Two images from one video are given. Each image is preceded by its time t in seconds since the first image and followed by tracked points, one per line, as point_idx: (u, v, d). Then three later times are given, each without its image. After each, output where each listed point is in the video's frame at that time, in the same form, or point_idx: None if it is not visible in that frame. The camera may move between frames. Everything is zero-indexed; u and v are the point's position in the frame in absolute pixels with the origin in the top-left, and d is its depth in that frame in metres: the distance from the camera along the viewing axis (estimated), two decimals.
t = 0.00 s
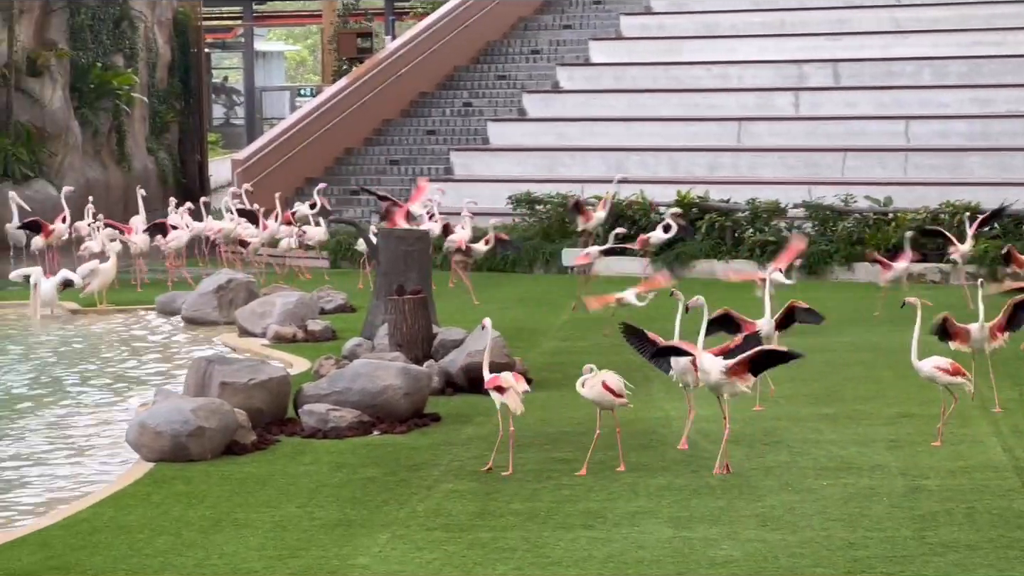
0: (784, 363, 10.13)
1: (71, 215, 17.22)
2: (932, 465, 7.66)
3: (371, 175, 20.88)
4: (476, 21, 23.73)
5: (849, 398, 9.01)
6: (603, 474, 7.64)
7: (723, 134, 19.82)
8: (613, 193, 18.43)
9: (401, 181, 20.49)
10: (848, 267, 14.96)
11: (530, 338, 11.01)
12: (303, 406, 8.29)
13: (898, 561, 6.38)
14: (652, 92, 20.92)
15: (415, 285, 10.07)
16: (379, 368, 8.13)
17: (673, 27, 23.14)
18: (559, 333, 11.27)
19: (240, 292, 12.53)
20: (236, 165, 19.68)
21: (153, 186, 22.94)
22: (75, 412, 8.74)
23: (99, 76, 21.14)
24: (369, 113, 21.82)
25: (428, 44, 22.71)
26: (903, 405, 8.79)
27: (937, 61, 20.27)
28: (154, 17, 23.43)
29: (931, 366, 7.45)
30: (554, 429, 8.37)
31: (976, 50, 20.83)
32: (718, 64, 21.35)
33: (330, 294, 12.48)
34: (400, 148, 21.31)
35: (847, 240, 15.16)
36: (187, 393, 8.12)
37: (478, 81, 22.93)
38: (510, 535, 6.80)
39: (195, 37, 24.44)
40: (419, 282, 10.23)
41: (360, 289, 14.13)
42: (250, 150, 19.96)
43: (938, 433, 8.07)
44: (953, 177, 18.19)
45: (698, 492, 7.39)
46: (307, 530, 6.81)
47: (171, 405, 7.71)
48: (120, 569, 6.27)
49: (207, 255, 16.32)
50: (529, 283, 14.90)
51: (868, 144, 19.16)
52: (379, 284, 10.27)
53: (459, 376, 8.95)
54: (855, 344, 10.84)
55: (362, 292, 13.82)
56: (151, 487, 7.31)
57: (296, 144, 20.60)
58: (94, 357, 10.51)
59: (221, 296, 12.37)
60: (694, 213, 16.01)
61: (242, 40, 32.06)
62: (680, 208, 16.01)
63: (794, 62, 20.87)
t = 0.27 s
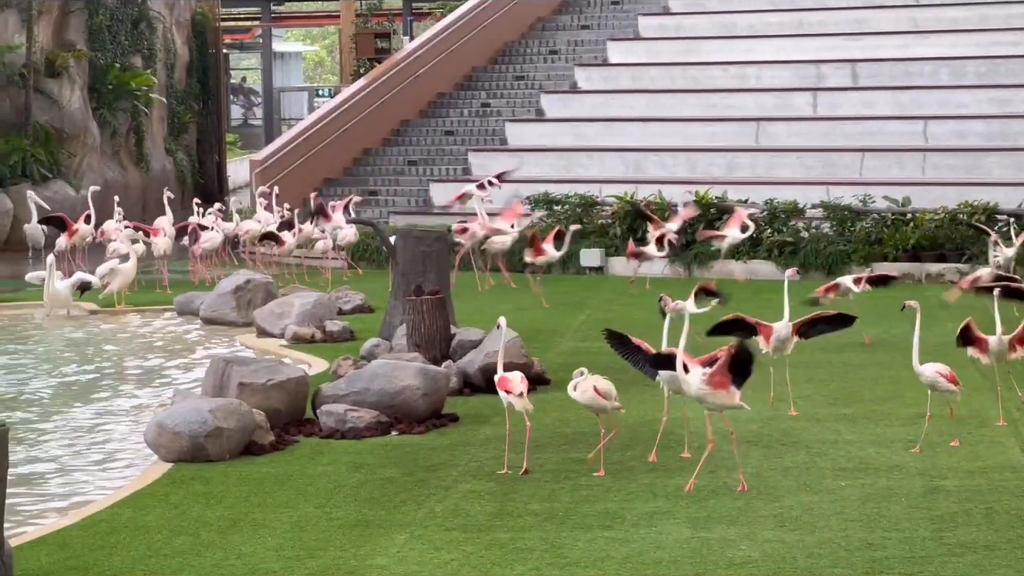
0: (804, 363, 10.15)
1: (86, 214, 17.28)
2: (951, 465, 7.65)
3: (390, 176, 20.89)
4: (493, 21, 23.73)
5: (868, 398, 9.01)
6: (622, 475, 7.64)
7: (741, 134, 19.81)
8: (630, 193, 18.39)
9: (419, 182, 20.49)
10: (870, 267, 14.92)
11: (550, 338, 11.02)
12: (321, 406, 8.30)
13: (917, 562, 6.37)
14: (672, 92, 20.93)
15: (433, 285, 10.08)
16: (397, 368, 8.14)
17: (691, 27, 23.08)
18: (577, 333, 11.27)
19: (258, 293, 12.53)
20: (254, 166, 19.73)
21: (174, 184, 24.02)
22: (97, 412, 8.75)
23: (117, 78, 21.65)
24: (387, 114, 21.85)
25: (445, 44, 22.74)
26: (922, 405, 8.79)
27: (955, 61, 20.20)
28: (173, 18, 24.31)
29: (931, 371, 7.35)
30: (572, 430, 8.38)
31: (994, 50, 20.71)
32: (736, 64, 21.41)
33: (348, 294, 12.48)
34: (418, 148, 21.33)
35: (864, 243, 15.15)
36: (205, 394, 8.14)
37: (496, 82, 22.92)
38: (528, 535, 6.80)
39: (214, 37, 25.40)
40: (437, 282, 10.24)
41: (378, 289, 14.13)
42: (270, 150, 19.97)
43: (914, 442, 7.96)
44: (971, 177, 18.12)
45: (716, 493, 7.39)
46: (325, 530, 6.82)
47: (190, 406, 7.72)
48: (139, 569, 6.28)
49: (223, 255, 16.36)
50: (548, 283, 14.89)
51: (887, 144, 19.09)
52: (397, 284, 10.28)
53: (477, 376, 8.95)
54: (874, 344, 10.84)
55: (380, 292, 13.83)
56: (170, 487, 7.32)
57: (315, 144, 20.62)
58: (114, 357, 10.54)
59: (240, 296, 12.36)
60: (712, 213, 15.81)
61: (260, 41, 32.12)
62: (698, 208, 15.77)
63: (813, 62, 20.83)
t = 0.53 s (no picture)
0: (816, 362, 10.16)
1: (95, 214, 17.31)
2: (960, 465, 7.66)
3: (400, 176, 20.89)
4: (503, 21, 23.75)
5: (878, 399, 9.01)
6: (632, 475, 7.64)
7: (751, 133, 19.80)
8: (639, 193, 18.40)
9: (430, 183, 20.48)
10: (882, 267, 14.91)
11: (561, 338, 11.03)
12: (331, 407, 8.31)
13: (926, 562, 6.37)
14: (680, 93, 20.92)
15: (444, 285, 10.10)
16: (407, 368, 8.13)
17: (701, 27, 23.10)
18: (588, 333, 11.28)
19: (268, 293, 12.53)
20: (264, 166, 19.65)
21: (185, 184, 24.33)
22: (110, 412, 8.77)
23: (128, 78, 21.67)
24: (396, 114, 21.83)
25: (455, 45, 22.75)
26: (933, 405, 8.79)
27: (964, 61, 20.20)
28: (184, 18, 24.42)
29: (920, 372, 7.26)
30: (582, 430, 8.38)
31: (1003, 50, 20.68)
32: (745, 63, 21.40)
33: (358, 294, 12.49)
34: (428, 148, 21.37)
35: (876, 244, 15.12)
36: (216, 394, 8.15)
37: (506, 82, 22.94)
38: (537, 536, 6.79)
39: (223, 38, 25.64)
40: (448, 282, 10.24)
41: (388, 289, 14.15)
42: (281, 150, 19.97)
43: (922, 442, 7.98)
44: (981, 178, 18.11)
45: (726, 493, 7.38)
46: (335, 530, 6.82)
47: (200, 407, 7.72)
48: (149, 569, 6.29)
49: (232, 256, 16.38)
50: (559, 283, 14.90)
51: (897, 144, 19.09)
52: (407, 285, 10.29)
53: (487, 377, 8.95)
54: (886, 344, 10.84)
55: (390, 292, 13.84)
56: (180, 487, 7.32)
57: (325, 144, 20.63)
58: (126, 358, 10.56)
59: (250, 297, 12.37)
60: (723, 213, 15.80)
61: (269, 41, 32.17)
62: (708, 208, 15.78)
63: (822, 62, 20.83)
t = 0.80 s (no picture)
0: (818, 361, 10.16)
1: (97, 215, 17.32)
2: (962, 464, 7.66)
3: (402, 176, 20.91)
4: (504, 21, 23.77)
5: (879, 398, 9.01)
6: (634, 474, 7.64)
7: (752, 133, 19.80)
8: (641, 193, 18.41)
9: (431, 182, 20.51)
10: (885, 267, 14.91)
11: (563, 338, 11.01)
12: (332, 407, 8.31)
13: (927, 561, 6.37)
14: (680, 92, 20.91)
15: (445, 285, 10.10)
16: (408, 368, 8.14)
17: (702, 27, 23.11)
18: (589, 332, 11.28)
19: (270, 293, 12.53)
20: (265, 166, 19.67)
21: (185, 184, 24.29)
22: (112, 412, 8.76)
23: (130, 78, 21.75)
24: (398, 115, 21.83)
25: (456, 44, 22.74)
26: (934, 405, 8.79)
27: (965, 60, 20.20)
28: (184, 19, 24.50)
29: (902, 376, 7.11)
30: (584, 429, 8.39)
31: (1005, 49, 20.67)
32: (746, 63, 21.38)
33: (360, 294, 12.50)
34: (429, 148, 21.38)
35: (878, 243, 15.12)
36: (217, 394, 8.14)
37: (507, 81, 22.95)
38: (539, 535, 6.79)
39: (225, 38, 25.50)
40: (449, 281, 10.24)
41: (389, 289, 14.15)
42: (282, 151, 19.97)
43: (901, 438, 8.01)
44: (983, 177, 18.10)
45: (728, 492, 7.39)
46: (337, 530, 6.82)
47: (201, 406, 7.72)
48: (151, 569, 6.28)
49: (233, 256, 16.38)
50: (561, 282, 14.89)
51: (898, 143, 19.09)
52: (408, 285, 10.29)
53: (489, 376, 8.95)
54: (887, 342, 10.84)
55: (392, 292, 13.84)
56: (182, 487, 7.32)
57: (326, 145, 20.62)
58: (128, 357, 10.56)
59: (251, 296, 12.38)
60: (725, 213, 15.89)
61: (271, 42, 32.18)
62: (710, 208, 15.92)
63: (823, 62, 20.85)
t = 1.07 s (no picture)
0: (809, 359, 10.17)
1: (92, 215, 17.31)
2: (957, 463, 7.66)
3: (397, 175, 20.91)
4: (500, 20, 23.78)
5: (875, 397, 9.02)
6: (630, 473, 7.64)
7: (748, 132, 19.79)
8: (637, 192, 18.42)
9: (427, 182, 20.53)
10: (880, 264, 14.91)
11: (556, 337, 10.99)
12: (328, 406, 8.31)
13: (922, 560, 6.38)
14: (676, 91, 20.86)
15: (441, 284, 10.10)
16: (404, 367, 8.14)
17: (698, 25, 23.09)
18: (584, 332, 11.28)
19: (266, 292, 12.53)
20: (260, 167, 19.62)
21: (183, 184, 24.38)
22: (107, 412, 8.76)
23: (125, 78, 21.66)
24: (393, 114, 21.82)
25: (451, 44, 22.73)
26: (930, 404, 8.79)
27: (961, 59, 20.22)
28: (179, 19, 24.49)
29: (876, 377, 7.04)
30: (578, 428, 8.39)
31: (1000, 48, 20.69)
32: (743, 61, 21.36)
33: (355, 293, 12.50)
34: (425, 147, 21.37)
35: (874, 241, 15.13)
36: (213, 393, 8.14)
37: (502, 80, 22.95)
38: (535, 535, 6.79)
39: (221, 37, 25.68)
40: (445, 281, 10.24)
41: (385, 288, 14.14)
42: (277, 150, 19.97)
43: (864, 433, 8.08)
44: (978, 175, 18.12)
45: (724, 491, 7.39)
46: (332, 530, 6.81)
47: (197, 405, 7.71)
48: (146, 569, 6.28)
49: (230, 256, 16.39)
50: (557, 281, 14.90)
51: (894, 142, 19.11)
52: (404, 284, 10.29)
53: (485, 375, 8.95)
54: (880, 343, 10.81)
55: (389, 292, 13.84)
56: (177, 487, 7.32)
57: (321, 145, 20.61)
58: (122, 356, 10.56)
59: (247, 296, 12.35)
60: (720, 211, 15.82)
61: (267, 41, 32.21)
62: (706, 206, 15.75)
63: (819, 61, 20.88)
